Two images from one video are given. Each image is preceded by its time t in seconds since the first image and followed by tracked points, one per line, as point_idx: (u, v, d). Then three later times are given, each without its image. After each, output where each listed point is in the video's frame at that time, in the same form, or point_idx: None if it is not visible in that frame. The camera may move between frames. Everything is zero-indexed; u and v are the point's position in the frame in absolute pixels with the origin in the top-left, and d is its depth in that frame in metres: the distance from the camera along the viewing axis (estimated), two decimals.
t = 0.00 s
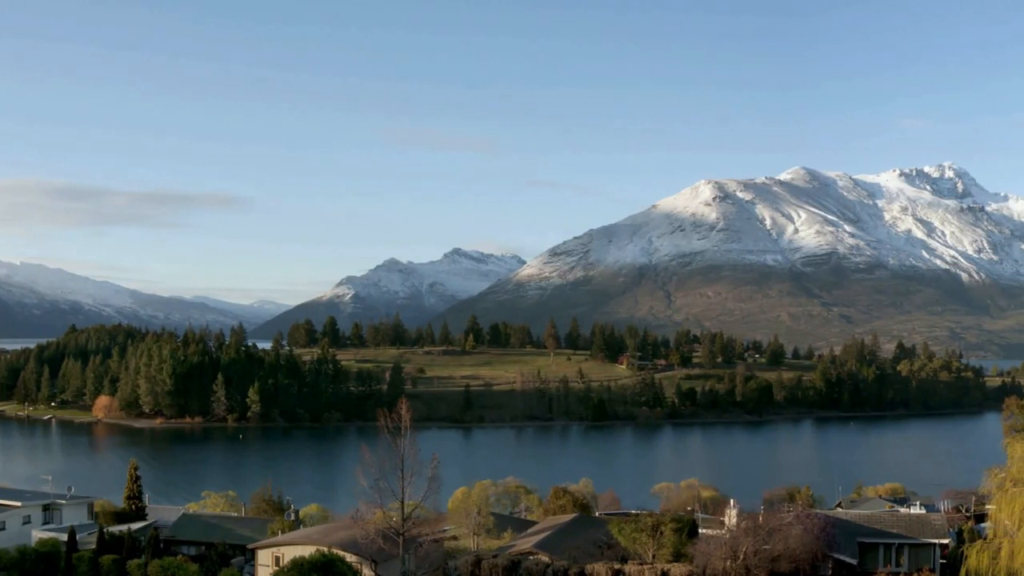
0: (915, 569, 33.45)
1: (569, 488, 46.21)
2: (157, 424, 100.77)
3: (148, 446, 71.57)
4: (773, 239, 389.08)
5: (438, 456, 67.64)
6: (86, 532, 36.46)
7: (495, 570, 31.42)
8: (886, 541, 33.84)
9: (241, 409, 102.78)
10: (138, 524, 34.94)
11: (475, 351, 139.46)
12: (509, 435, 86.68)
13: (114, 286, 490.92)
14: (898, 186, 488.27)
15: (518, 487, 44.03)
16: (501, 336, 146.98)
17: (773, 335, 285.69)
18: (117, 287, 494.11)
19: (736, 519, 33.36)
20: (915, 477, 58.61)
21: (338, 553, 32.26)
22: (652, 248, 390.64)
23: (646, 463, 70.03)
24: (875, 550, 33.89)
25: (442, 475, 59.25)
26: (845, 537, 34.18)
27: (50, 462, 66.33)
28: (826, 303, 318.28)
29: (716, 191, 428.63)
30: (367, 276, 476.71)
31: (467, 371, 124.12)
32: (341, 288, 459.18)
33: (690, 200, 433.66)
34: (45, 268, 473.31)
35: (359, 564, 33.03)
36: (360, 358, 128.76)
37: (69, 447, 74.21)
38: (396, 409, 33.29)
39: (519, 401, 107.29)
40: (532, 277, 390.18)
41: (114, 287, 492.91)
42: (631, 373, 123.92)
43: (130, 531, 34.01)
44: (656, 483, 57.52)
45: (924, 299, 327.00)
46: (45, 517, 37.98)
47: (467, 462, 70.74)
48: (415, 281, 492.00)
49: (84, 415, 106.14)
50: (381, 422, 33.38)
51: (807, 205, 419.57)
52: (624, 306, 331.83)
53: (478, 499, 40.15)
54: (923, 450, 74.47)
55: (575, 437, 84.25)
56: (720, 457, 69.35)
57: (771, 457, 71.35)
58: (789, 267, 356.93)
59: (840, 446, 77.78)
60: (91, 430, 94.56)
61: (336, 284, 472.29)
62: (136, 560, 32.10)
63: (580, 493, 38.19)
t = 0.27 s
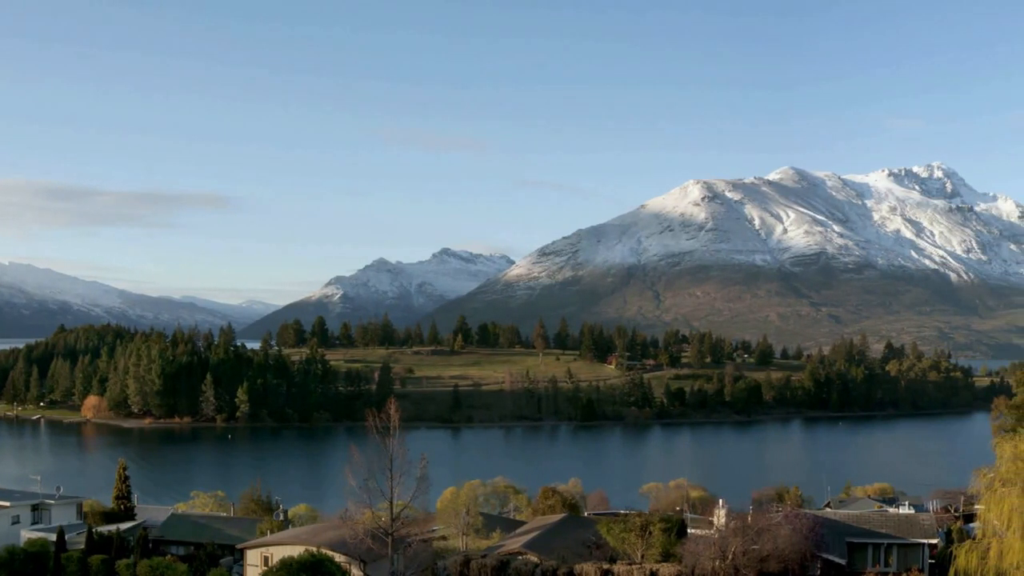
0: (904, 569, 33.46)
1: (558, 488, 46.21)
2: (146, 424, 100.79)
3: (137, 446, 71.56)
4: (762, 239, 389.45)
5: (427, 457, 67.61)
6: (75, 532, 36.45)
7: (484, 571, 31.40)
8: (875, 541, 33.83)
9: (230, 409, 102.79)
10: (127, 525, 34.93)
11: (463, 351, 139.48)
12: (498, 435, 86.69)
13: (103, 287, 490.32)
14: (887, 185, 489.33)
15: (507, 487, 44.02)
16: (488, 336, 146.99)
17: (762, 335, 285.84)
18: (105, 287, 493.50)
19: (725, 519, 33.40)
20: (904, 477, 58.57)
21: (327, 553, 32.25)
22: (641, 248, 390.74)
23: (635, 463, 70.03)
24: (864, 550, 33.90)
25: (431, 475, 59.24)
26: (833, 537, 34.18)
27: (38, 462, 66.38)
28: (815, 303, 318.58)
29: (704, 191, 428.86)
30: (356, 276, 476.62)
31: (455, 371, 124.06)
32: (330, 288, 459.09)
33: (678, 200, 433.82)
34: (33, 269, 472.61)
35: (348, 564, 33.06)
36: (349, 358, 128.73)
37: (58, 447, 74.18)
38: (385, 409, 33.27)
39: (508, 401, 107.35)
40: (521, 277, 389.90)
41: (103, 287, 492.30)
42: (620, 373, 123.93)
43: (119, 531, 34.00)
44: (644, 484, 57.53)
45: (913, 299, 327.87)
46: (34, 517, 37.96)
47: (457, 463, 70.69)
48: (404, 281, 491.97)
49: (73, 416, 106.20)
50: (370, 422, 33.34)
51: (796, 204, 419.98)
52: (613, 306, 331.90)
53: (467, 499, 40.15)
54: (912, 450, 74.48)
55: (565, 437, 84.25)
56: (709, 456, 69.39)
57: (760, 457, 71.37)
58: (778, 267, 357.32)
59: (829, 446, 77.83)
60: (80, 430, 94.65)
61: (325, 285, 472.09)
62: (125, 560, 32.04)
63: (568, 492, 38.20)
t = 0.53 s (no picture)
0: (893, 569, 33.45)
1: (548, 488, 46.15)
2: (134, 424, 100.82)
3: (126, 446, 71.54)
4: (751, 239, 389.83)
5: (416, 457, 67.55)
6: (63, 532, 36.46)
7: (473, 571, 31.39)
8: (863, 541, 33.82)
9: (219, 409, 102.67)
10: (115, 525, 34.90)
11: (451, 350, 139.57)
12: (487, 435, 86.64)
13: (91, 287, 489.33)
14: (875, 185, 490.25)
15: (496, 486, 43.99)
16: (475, 335, 146.87)
17: (751, 335, 285.97)
18: (93, 287, 492.58)
19: (714, 519, 33.39)
20: (892, 477, 58.61)
21: (315, 553, 32.24)
22: (630, 248, 390.66)
23: (624, 462, 69.99)
24: (853, 550, 33.87)
25: (420, 476, 59.18)
26: (823, 537, 34.17)
27: (26, 462, 66.42)
28: (804, 303, 318.97)
29: (693, 191, 428.92)
30: (345, 276, 476.30)
31: (444, 371, 124.02)
32: (319, 288, 458.82)
33: (667, 200, 433.78)
34: (22, 268, 471.61)
35: (337, 564, 33.01)
36: (338, 358, 128.65)
37: (46, 447, 74.17)
38: (374, 409, 33.24)
39: (497, 401, 107.41)
40: (510, 277, 389.48)
41: (91, 287, 491.37)
42: (609, 373, 123.92)
43: (107, 531, 34.00)
44: (634, 484, 57.51)
45: (902, 299, 328.75)
46: (23, 517, 37.96)
47: (446, 462, 70.68)
48: (393, 281, 491.80)
49: (62, 415, 106.31)
50: (359, 422, 33.33)
51: (784, 204, 420.42)
52: (601, 306, 331.79)
53: (456, 499, 40.13)
54: (900, 450, 74.46)
55: (553, 437, 84.17)
56: (697, 456, 69.37)
57: (748, 458, 71.34)
58: (767, 267, 357.82)
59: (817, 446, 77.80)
60: (68, 430, 94.80)
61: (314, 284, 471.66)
62: (113, 560, 31.99)
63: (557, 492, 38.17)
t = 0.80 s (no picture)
0: (883, 569, 33.45)
1: (538, 488, 46.18)
2: (124, 424, 100.84)
3: (117, 446, 71.55)
4: (741, 239, 390.38)
5: (407, 457, 67.57)
6: (55, 532, 36.53)
7: (463, 570, 31.41)
8: (853, 542, 33.81)
9: (209, 409, 102.62)
10: (106, 524, 34.92)
11: (444, 351, 139.70)
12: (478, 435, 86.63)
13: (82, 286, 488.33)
14: (866, 185, 491.14)
15: (486, 486, 44.10)
16: (468, 336, 146.51)
17: (740, 335, 286.08)
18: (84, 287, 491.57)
19: (704, 519, 33.37)
20: (883, 477, 58.58)
21: (306, 553, 32.26)
22: (620, 249, 390.85)
23: (616, 462, 70.01)
24: (844, 550, 33.86)
25: (411, 476, 59.21)
26: (812, 537, 34.21)
27: (17, 463, 66.43)
28: (793, 303, 319.13)
29: (684, 191, 429.23)
30: (335, 276, 476.40)
31: (433, 371, 124.03)
32: (309, 288, 458.94)
33: (657, 200, 434.02)
34: (12, 269, 470.42)
35: (326, 564, 33.08)
36: (328, 358, 128.66)
37: (37, 447, 74.14)
38: (364, 409, 33.27)
39: (487, 401, 107.40)
40: (500, 277, 389.47)
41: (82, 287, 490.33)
42: (599, 373, 123.91)
43: (98, 531, 34.03)
44: (624, 484, 57.48)
45: (892, 299, 329.44)
46: (13, 517, 37.99)
47: (437, 463, 70.68)
48: (383, 281, 491.97)
49: (52, 415, 106.25)
50: (350, 422, 33.36)
51: (775, 204, 420.99)
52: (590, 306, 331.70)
53: (446, 500, 40.11)
54: (892, 450, 74.44)
55: (544, 437, 84.23)
56: (688, 456, 69.42)
57: (739, 457, 71.33)
58: (758, 268, 358.42)
59: (807, 446, 77.82)
60: (58, 430, 94.67)
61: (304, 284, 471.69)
62: (103, 560, 31.99)
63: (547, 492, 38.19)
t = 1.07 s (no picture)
0: (872, 569, 33.47)
1: (527, 487, 46.12)
2: (113, 424, 100.79)
3: (106, 446, 71.53)
4: (730, 239, 391.08)
5: (395, 457, 67.58)
6: (43, 532, 36.50)
7: (452, 570, 31.37)
8: (843, 542, 33.79)
9: (198, 409, 102.53)
10: (95, 524, 34.94)
11: (432, 352, 139.73)
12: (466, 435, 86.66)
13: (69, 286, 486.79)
14: (855, 185, 492.47)
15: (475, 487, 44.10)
16: (456, 336, 146.49)
17: (729, 335, 286.29)
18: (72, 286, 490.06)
19: (693, 520, 33.36)
20: (873, 477, 58.60)
21: (294, 553, 32.22)
22: (609, 249, 391.00)
23: (605, 462, 70.03)
24: (832, 550, 33.86)
25: (400, 476, 59.18)
26: (801, 537, 34.19)
27: (5, 463, 66.40)
28: (782, 303, 319.55)
29: (672, 191, 429.61)
30: (323, 276, 476.29)
31: (422, 371, 124.10)
32: (298, 287, 458.75)
33: (646, 200, 434.33)
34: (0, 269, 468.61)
35: (315, 564, 33.08)
36: (317, 358, 128.66)
37: (26, 447, 74.07)
38: (353, 409, 33.26)
39: (475, 400, 107.33)
40: (489, 277, 389.36)
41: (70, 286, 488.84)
42: (588, 373, 124.03)
43: (87, 531, 34.01)
44: (614, 484, 57.54)
45: (881, 299, 330.36)
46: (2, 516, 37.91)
47: (426, 463, 70.70)
48: (372, 281, 492.08)
49: (41, 415, 106.19)
50: (338, 422, 33.34)
51: (764, 204, 421.74)
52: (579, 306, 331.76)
53: (434, 499, 40.10)
54: (880, 451, 74.51)
55: (532, 437, 84.29)
56: (677, 457, 69.49)
57: (727, 457, 71.38)
58: (747, 268, 359.18)
59: (796, 446, 77.85)
60: (47, 431, 94.68)
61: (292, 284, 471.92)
62: (91, 560, 31.94)
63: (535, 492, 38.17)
